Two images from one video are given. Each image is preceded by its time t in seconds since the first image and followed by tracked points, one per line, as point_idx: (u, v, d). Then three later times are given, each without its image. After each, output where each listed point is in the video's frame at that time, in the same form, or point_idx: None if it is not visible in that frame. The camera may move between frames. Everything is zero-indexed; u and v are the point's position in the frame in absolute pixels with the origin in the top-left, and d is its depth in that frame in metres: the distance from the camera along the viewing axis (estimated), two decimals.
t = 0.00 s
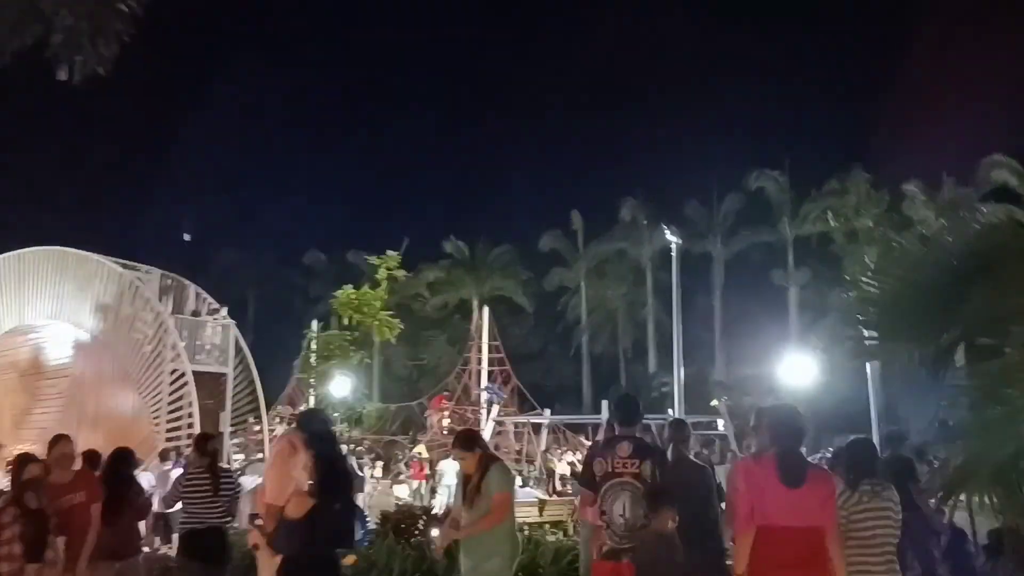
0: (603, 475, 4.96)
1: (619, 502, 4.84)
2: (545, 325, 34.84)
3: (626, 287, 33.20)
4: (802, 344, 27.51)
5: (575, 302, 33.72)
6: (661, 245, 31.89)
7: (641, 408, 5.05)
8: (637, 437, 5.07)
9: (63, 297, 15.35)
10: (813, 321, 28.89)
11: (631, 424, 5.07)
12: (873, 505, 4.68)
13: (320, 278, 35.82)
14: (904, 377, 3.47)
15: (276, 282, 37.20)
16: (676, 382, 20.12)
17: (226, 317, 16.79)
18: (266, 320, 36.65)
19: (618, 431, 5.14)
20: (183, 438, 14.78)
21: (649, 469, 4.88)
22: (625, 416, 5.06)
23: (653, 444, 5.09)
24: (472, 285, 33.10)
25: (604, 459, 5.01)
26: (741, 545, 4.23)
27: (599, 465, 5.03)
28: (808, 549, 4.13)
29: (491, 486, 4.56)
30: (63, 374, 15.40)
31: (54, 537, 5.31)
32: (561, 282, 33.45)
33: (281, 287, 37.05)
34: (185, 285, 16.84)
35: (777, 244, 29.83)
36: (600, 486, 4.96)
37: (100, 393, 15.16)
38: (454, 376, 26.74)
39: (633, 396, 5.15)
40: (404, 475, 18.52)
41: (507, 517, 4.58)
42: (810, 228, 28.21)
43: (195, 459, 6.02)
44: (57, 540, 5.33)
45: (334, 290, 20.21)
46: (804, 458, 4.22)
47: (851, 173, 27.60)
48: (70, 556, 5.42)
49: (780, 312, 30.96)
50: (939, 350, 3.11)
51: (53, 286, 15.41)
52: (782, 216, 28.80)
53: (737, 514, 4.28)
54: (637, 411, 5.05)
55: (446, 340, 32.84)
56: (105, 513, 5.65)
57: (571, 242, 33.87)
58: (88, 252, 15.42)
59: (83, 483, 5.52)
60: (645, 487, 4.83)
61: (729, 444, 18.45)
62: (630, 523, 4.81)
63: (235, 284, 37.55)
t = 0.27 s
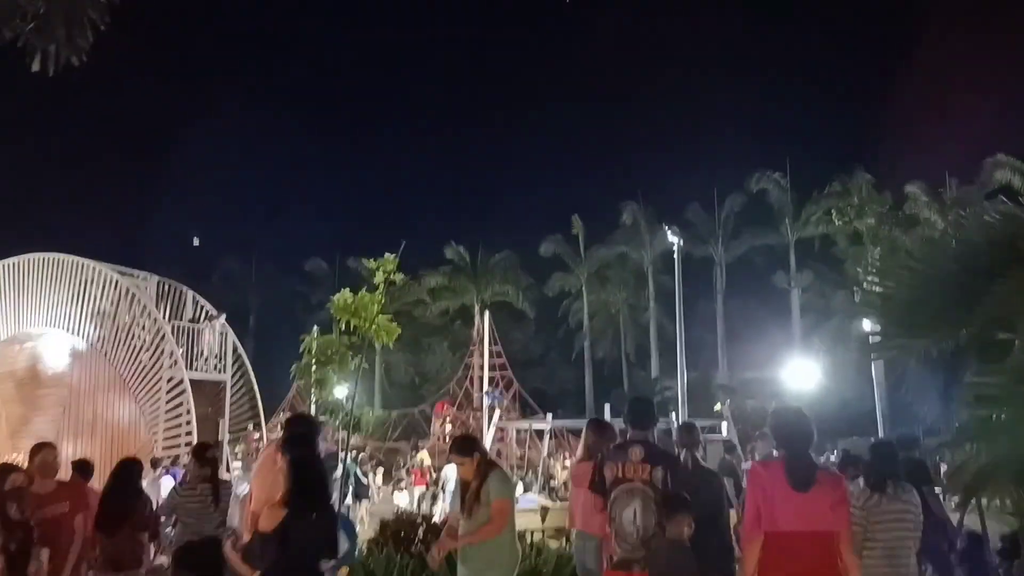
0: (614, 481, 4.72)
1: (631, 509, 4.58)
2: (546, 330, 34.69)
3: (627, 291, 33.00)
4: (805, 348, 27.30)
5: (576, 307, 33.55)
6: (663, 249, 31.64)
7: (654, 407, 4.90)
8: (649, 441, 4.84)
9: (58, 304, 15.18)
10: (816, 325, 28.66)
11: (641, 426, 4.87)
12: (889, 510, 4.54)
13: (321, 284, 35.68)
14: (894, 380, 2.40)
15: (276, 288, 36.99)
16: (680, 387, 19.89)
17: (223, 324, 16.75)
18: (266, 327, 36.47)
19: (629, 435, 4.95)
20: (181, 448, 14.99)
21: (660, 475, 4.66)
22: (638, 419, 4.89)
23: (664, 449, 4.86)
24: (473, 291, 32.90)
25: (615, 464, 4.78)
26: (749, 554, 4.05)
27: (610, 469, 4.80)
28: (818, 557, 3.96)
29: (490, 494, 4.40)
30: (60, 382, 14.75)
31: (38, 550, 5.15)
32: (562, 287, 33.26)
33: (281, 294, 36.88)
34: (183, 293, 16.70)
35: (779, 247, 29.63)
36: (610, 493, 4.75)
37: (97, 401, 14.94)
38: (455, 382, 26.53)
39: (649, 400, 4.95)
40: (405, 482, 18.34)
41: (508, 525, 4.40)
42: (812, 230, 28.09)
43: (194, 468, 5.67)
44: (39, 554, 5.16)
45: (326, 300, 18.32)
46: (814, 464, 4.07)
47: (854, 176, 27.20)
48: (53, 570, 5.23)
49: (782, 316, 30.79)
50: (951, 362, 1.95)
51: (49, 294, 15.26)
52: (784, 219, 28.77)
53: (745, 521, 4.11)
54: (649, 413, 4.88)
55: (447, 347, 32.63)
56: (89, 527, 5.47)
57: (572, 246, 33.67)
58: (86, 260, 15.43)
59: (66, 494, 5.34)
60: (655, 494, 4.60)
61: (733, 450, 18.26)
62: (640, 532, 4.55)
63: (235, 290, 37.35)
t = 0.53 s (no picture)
0: (632, 493, 4.51)
1: (648, 523, 4.37)
2: (553, 339, 34.46)
3: (635, 299, 32.79)
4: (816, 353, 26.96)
5: (583, 316, 33.38)
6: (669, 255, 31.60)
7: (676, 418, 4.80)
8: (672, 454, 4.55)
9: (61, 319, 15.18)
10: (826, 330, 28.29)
11: (662, 438, 4.73)
12: (920, 522, 4.26)
13: (327, 297, 35.62)
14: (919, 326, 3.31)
15: (283, 301, 36.89)
16: (691, 394, 19.60)
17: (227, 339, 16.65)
18: (273, 341, 36.39)
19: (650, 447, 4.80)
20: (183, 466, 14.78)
21: (681, 487, 4.40)
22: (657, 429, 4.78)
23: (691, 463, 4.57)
24: (480, 301, 32.74)
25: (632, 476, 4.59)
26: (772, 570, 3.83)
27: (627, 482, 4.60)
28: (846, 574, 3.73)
29: (495, 510, 4.19)
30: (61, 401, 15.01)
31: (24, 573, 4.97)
32: (569, 295, 33.12)
33: (286, 307, 36.79)
34: (186, 306, 16.57)
35: (787, 252, 29.43)
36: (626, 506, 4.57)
37: (99, 417, 14.92)
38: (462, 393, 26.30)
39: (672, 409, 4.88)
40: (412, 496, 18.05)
41: (514, 543, 4.19)
42: (819, 236, 27.86)
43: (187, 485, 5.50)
44: None
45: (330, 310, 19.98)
46: (838, 473, 3.84)
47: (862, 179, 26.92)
48: None
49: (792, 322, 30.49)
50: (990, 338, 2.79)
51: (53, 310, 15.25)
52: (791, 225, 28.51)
53: (766, 537, 3.89)
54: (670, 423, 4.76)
55: (454, 357, 32.42)
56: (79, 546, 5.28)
57: (578, 254, 33.55)
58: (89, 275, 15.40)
59: (54, 514, 5.15)
60: (676, 509, 4.34)
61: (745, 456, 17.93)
62: (658, 548, 4.33)
63: (241, 304, 37.24)
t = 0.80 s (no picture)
0: (655, 509, 4.52)
1: (671, 540, 4.41)
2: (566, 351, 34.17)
3: (648, 309, 32.60)
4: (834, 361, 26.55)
5: (595, 327, 33.09)
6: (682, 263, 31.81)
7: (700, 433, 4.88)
8: (695, 470, 4.63)
9: (69, 338, 15.14)
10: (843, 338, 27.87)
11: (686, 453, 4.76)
12: (951, 537, 4.08)
13: (338, 313, 35.58)
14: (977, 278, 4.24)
15: (296, 318, 36.82)
16: (706, 405, 19.33)
17: (237, 356, 16.67)
18: (285, 357, 36.34)
19: (673, 461, 4.80)
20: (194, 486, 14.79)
21: (702, 503, 4.46)
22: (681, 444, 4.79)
23: (714, 480, 4.62)
24: (492, 313, 32.63)
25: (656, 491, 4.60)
26: None
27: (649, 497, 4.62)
28: None
29: (504, 528, 4.05)
30: (70, 420, 15.08)
31: None
32: (582, 307, 33.00)
33: (298, 323, 36.73)
34: (195, 324, 16.56)
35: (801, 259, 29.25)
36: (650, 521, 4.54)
37: (108, 437, 15.03)
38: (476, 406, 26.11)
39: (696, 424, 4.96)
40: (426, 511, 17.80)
41: (525, 563, 4.04)
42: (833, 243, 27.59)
43: (172, 510, 5.06)
44: None
45: (340, 324, 20.28)
46: (869, 487, 3.67)
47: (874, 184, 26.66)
48: None
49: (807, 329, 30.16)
50: None
51: (60, 327, 15.16)
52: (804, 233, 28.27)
53: (798, 552, 3.73)
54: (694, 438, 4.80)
55: (467, 370, 32.24)
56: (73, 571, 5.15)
57: (590, 266, 33.46)
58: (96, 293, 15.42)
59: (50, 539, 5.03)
60: (699, 526, 4.42)
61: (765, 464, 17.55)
62: (680, 564, 4.39)
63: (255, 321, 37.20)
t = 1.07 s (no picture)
0: (690, 526, 4.48)
1: (708, 560, 4.20)
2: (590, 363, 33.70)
3: (673, 320, 32.53)
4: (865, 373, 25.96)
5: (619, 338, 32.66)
6: (706, 271, 31.78)
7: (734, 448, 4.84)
8: (728, 484, 4.60)
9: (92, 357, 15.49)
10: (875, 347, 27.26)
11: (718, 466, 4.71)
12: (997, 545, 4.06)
13: (360, 328, 35.54)
14: None
15: (318, 333, 36.75)
16: (734, 417, 18.89)
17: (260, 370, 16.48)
18: (308, 373, 36.33)
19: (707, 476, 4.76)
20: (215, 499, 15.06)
21: (738, 520, 4.40)
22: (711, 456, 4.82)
23: (748, 494, 4.59)
24: (515, 326, 32.43)
25: (689, 510, 4.57)
26: None
27: (684, 515, 4.59)
28: None
29: (523, 550, 3.81)
30: (94, 437, 14.94)
31: None
32: (604, 319, 32.76)
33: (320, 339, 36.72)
34: (217, 338, 16.61)
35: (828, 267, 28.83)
36: (686, 539, 4.48)
37: (130, 455, 14.87)
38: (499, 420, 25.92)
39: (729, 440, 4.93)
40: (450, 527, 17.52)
41: None
42: (861, 250, 27.03)
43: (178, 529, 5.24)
44: None
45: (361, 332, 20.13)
46: (919, 500, 3.49)
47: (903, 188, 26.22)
48: None
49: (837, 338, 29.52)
50: None
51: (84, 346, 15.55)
52: (832, 240, 27.76)
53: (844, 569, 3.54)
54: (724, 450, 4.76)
55: (491, 384, 32.07)
56: None
57: (612, 277, 33.20)
58: (122, 310, 15.68)
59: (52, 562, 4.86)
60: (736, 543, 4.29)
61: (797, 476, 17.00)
62: None
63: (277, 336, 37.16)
